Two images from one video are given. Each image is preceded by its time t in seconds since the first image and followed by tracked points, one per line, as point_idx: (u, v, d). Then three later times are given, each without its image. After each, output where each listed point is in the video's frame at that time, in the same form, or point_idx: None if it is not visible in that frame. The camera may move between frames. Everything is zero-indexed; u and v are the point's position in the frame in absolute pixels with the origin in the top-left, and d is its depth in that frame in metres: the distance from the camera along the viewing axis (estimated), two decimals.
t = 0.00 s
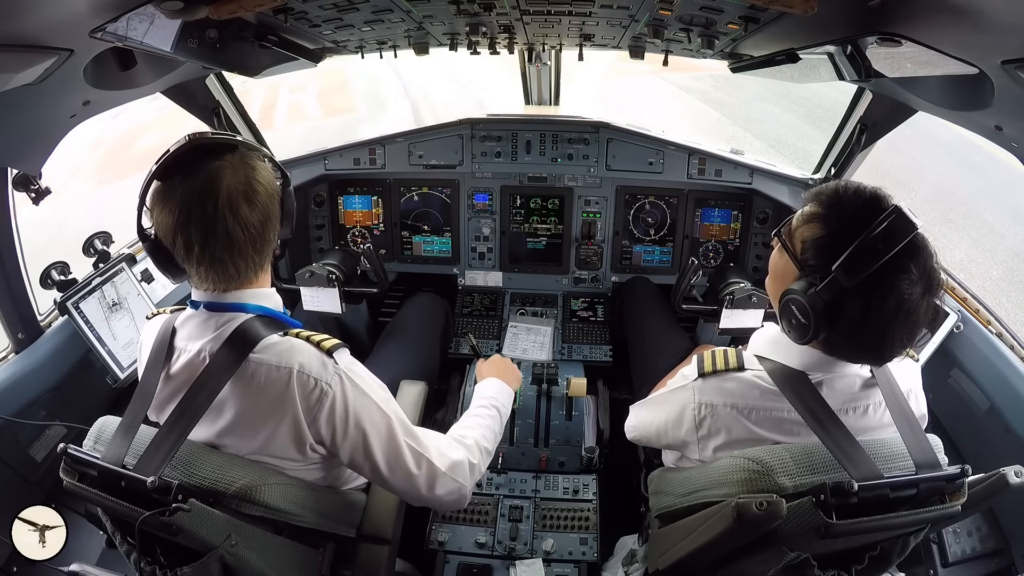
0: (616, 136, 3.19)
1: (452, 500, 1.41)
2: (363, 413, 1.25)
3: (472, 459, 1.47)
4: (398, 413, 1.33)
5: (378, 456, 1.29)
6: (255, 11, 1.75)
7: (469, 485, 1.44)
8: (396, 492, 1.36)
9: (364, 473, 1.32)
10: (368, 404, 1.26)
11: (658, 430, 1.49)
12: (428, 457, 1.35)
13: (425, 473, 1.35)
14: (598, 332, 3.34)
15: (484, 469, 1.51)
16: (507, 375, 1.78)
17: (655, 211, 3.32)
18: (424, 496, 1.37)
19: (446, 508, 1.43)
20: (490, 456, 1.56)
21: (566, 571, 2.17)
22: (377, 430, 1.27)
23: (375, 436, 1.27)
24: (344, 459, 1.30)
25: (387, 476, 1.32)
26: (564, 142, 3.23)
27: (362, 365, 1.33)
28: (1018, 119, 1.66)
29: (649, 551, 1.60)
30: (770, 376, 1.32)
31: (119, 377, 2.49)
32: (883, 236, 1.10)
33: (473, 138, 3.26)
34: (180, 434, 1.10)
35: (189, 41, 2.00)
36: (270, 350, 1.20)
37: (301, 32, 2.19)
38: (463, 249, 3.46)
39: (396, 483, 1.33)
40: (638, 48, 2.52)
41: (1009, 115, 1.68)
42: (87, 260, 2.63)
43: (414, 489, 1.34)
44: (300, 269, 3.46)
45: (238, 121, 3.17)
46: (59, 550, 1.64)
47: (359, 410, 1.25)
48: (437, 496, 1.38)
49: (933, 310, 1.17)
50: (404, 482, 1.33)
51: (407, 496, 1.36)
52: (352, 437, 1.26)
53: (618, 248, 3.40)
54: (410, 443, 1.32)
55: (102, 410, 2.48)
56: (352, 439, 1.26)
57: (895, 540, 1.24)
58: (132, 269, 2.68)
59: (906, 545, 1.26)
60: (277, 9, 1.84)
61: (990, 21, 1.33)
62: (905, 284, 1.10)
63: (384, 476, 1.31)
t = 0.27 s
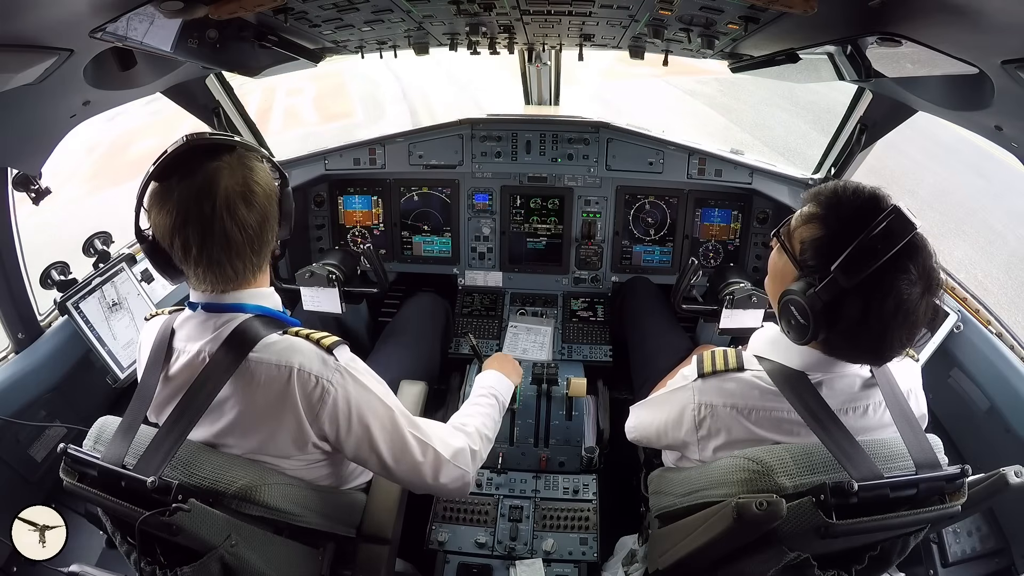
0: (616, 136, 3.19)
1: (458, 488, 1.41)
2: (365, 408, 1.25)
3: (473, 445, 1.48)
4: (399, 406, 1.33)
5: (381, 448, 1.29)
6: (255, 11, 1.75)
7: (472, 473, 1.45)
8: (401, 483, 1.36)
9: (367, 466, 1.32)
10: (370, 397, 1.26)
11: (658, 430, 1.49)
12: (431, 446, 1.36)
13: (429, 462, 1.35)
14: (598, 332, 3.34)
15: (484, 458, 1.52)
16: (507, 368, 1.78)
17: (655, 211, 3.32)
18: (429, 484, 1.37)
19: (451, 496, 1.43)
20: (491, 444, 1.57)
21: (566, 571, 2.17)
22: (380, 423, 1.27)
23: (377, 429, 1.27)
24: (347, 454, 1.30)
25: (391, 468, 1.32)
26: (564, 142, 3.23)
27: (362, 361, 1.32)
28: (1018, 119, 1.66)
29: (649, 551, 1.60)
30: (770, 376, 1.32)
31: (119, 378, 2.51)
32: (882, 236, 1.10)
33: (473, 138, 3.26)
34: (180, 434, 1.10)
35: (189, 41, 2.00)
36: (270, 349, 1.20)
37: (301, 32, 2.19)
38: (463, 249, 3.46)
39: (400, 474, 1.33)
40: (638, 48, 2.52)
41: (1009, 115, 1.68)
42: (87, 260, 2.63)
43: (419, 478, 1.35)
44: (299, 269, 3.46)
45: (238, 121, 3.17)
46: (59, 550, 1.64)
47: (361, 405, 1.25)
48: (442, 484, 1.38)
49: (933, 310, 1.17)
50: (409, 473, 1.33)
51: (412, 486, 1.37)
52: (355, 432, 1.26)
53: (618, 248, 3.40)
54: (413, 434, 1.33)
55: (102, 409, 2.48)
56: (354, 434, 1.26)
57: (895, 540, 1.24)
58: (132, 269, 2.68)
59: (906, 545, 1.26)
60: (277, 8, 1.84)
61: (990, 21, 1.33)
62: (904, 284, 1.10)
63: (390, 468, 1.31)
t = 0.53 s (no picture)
0: (616, 136, 3.19)
1: (457, 490, 1.41)
2: (365, 408, 1.25)
3: (471, 448, 1.49)
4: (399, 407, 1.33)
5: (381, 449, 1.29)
6: (255, 11, 1.74)
7: (470, 476, 1.44)
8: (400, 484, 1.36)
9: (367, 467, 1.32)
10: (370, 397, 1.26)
11: (658, 430, 1.49)
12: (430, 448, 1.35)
13: (429, 464, 1.35)
14: (598, 332, 3.34)
15: (482, 460, 1.52)
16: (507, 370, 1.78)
17: (655, 211, 3.32)
18: (428, 487, 1.37)
19: (450, 499, 1.43)
20: (490, 445, 1.57)
21: (566, 571, 2.17)
22: (379, 424, 1.27)
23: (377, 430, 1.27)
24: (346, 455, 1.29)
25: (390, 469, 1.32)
26: (564, 142, 3.23)
27: (362, 362, 1.32)
28: (1018, 119, 1.66)
29: (649, 551, 1.60)
30: (770, 377, 1.32)
31: (119, 377, 2.51)
32: (884, 236, 1.10)
33: (473, 138, 3.26)
34: (180, 435, 1.11)
35: (189, 41, 2.00)
36: (269, 349, 1.20)
37: (301, 32, 2.19)
38: (463, 249, 3.46)
39: (399, 476, 1.33)
40: (638, 48, 2.52)
41: (1009, 115, 1.68)
42: (87, 260, 2.63)
43: (418, 480, 1.35)
44: (299, 269, 3.46)
45: (238, 121, 3.17)
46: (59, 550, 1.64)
47: (361, 405, 1.25)
48: (441, 486, 1.38)
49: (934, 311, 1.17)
50: (408, 475, 1.33)
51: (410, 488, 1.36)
52: (354, 432, 1.26)
53: (619, 248, 3.40)
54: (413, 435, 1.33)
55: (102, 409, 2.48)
56: (353, 435, 1.26)
57: (895, 540, 1.24)
58: (132, 269, 2.67)
59: (906, 545, 1.26)
60: (277, 8, 1.84)
61: (990, 20, 1.33)
62: (906, 284, 1.10)
63: (389, 469, 1.31)
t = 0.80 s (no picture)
0: (616, 136, 3.19)
1: (456, 491, 1.41)
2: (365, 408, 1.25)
3: (470, 449, 1.48)
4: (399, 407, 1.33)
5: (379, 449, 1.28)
6: (254, 11, 1.74)
7: (469, 477, 1.44)
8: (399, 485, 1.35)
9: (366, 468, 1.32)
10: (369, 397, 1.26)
11: (658, 431, 1.49)
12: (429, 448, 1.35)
13: (428, 464, 1.35)
14: (598, 332, 3.34)
15: (481, 461, 1.52)
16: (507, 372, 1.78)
17: (655, 211, 3.32)
18: (427, 487, 1.37)
19: (449, 500, 1.43)
20: (489, 445, 1.57)
21: (566, 571, 2.17)
22: (379, 424, 1.27)
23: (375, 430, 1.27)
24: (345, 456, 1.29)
25: (390, 470, 1.31)
26: (564, 142, 3.23)
27: (361, 361, 1.32)
28: (1018, 119, 1.66)
29: (649, 551, 1.60)
30: (770, 377, 1.32)
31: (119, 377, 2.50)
32: (882, 236, 1.10)
33: (473, 138, 3.26)
34: (180, 435, 1.11)
35: (188, 41, 2.00)
36: (269, 349, 1.20)
37: (301, 32, 2.19)
38: (463, 249, 3.46)
39: (398, 476, 1.33)
40: (638, 48, 2.52)
41: (1010, 115, 1.68)
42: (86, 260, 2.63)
43: (417, 481, 1.35)
44: (299, 269, 3.46)
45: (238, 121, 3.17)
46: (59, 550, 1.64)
47: (360, 405, 1.25)
48: (440, 487, 1.38)
49: (932, 311, 1.17)
50: (407, 475, 1.33)
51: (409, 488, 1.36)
52: (353, 432, 1.26)
53: (618, 248, 3.40)
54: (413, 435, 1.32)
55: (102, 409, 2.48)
56: (352, 435, 1.26)
57: (895, 540, 1.24)
58: (132, 269, 2.67)
59: (906, 545, 1.26)
60: (277, 8, 1.84)
61: (990, 20, 1.33)
62: (904, 284, 1.10)
63: (388, 470, 1.31)
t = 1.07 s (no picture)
0: (616, 136, 3.19)
1: (456, 491, 1.41)
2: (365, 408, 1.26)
3: (470, 450, 1.48)
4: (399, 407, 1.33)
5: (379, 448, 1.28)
6: (254, 11, 1.74)
7: (469, 476, 1.44)
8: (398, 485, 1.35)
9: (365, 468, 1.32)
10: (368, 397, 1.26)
11: (658, 431, 1.49)
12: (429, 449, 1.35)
13: (428, 464, 1.35)
14: (598, 332, 3.34)
15: (481, 462, 1.52)
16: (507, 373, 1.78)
17: (655, 211, 3.32)
18: (427, 487, 1.36)
19: (450, 500, 1.43)
20: (489, 446, 1.57)
21: (566, 571, 2.17)
22: (379, 423, 1.27)
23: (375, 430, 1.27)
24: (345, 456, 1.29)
25: (389, 470, 1.32)
26: (563, 142, 3.23)
27: (361, 361, 1.32)
28: (1018, 119, 1.66)
29: (649, 551, 1.60)
30: (770, 377, 1.32)
31: (119, 377, 2.50)
32: (882, 236, 1.10)
33: (473, 138, 3.26)
34: (180, 435, 1.11)
35: (188, 41, 2.00)
36: (269, 349, 1.20)
37: (302, 32, 2.19)
38: (463, 249, 3.46)
39: (398, 476, 1.33)
40: (638, 48, 2.52)
41: (1010, 115, 1.68)
42: (86, 260, 2.63)
43: (418, 481, 1.35)
44: (299, 269, 3.46)
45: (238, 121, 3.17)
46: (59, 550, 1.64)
47: (360, 404, 1.25)
48: (441, 487, 1.38)
49: (932, 311, 1.17)
50: (407, 475, 1.33)
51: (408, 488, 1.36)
52: (353, 432, 1.26)
53: (618, 248, 3.40)
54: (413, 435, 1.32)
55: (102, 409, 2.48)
56: (352, 435, 1.26)
57: (895, 540, 1.24)
58: (132, 269, 2.67)
59: (906, 545, 1.26)
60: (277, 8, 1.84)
61: (990, 20, 1.33)
62: (904, 284, 1.10)
63: (388, 470, 1.31)
